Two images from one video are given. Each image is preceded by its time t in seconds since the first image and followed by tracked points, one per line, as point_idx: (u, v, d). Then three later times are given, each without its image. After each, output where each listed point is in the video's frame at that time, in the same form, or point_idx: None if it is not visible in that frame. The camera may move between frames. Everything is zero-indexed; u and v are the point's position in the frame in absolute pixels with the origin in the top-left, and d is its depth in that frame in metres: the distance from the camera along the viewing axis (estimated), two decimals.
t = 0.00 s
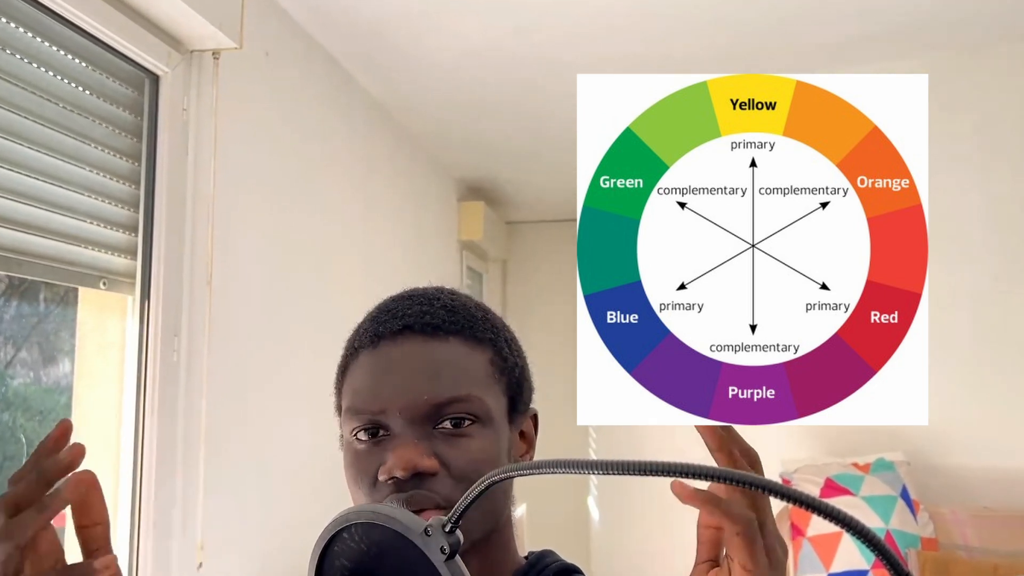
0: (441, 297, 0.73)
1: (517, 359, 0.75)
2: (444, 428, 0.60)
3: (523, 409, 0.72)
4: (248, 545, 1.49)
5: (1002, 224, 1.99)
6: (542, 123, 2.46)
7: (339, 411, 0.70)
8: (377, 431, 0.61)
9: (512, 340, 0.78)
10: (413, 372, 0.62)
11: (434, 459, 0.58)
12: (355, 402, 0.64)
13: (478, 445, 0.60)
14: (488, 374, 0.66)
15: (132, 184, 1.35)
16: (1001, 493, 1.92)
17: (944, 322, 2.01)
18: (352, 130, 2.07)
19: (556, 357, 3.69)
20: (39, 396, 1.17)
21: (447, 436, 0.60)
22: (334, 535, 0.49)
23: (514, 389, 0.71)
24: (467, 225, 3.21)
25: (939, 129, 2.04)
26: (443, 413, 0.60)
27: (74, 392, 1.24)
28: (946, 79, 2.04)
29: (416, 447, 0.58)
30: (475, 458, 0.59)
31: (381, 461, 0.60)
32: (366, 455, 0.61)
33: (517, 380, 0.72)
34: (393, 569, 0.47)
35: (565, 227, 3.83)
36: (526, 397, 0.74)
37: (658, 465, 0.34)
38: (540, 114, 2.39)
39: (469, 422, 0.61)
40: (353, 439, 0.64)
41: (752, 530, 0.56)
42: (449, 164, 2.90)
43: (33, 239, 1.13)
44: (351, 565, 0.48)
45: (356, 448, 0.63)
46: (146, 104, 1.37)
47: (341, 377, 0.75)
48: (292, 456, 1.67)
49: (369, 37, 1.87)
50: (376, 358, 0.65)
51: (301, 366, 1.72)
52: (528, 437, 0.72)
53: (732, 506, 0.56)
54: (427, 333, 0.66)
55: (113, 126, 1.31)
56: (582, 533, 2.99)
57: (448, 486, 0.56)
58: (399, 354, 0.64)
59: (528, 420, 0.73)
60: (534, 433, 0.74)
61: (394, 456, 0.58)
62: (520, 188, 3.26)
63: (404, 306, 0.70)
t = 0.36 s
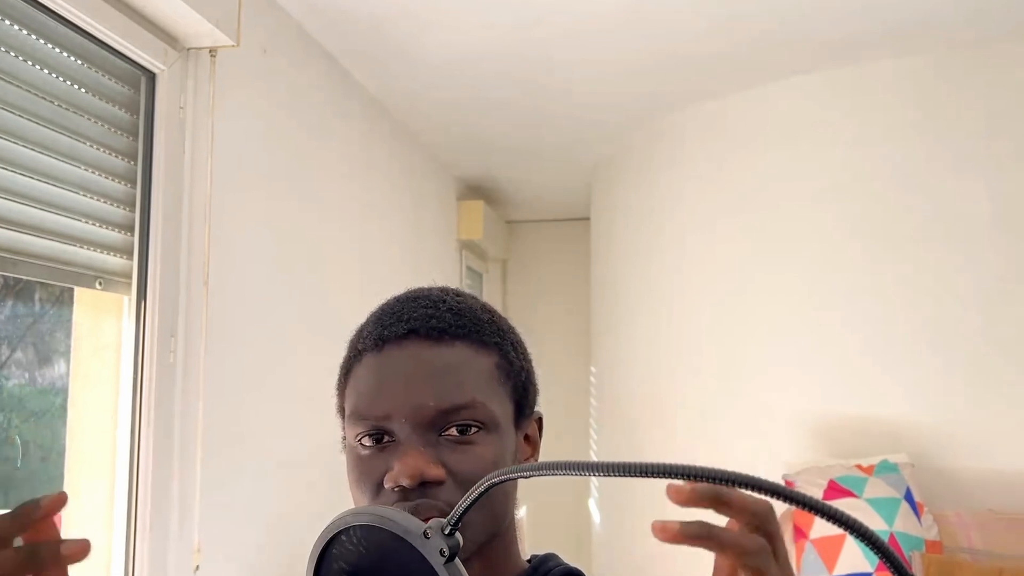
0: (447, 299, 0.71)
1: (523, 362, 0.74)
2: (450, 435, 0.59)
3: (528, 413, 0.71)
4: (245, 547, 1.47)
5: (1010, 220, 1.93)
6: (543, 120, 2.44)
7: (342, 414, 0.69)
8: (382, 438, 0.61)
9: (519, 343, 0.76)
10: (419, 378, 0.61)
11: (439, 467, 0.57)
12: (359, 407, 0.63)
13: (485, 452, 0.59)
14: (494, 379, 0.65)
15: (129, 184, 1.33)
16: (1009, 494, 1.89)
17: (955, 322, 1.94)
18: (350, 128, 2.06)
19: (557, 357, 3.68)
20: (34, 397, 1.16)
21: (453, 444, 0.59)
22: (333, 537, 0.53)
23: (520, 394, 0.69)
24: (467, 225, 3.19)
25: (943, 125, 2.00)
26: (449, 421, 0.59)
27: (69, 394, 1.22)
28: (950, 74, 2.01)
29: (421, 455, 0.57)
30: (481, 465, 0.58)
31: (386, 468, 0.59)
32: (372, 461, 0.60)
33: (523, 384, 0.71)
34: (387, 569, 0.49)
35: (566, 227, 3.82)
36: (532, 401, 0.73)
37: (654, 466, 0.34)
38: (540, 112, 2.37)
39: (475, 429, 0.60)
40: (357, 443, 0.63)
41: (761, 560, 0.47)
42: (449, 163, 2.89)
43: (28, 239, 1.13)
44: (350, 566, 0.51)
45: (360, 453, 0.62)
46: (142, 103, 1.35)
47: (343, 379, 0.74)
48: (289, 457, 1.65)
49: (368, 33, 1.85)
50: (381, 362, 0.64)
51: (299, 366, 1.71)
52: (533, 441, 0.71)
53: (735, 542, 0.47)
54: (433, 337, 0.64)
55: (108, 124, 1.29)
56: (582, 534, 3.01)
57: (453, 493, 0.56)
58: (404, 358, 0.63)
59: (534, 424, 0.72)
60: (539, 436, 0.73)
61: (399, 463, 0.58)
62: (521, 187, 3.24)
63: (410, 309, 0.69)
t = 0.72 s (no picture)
0: (455, 302, 0.70)
1: (529, 366, 0.73)
2: (456, 445, 0.59)
3: (533, 418, 0.70)
4: (243, 549, 1.46)
5: (1013, 219, 1.92)
6: (542, 118, 2.42)
7: (345, 415, 0.68)
8: (388, 444, 0.60)
9: (525, 345, 0.75)
10: (427, 386, 0.60)
11: (445, 477, 0.56)
12: (365, 412, 0.63)
13: (492, 464, 0.59)
14: (502, 387, 0.64)
15: (125, 183, 1.32)
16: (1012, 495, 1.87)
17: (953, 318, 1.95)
18: (349, 127, 2.05)
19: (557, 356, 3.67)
20: (29, 398, 1.15)
21: (459, 454, 0.58)
22: (330, 540, 0.52)
23: (526, 400, 0.69)
24: (467, 225, 3.17)
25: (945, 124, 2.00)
26: (456, 430, 0.59)
27: (65, 394, 1.21)
28: (952, 72, 2.00)
29: (428, 465, 0.57)
30: (487, 476, 0.58)
31: (393, 478, 0.58)
32: (378, 469, 0.59)
33: (529, 388, 0.70)
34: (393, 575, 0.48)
35: (567, 227, 3.81)
36: (537, 404, 0.72)
37: (656, 468, 0.33)
38: (539, 110, 2.36)
39: (483, 439, 0.60)
40: (362, 449, 0.62)
41: (738, 558, 0.52)
42: (449, 161, 2.87)
43: (22, 238, 1.11)
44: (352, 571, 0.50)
45: (365, 459, 0.61)
46: (138, 101, 1.34)
47: (346, 378, 0.72)
48: (287, 456, 1.64)
49: (367, 30, 1.83)
50: (388, 367, 0.63)
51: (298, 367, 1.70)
52: (536, 445, 0.71)
53: (713, 533, 0.52)
54: (442, 344, 0.63)
55: (105, 123, 1.28)
56: (583, 537, 2.99)
57: (459, 504, 0.55)
58: (412, 365, 0.62)
59: (539, 428, 0.71)
60: (542, 439, 0.72)
61: (405, 473, 0.57)
62: (521, 186, 3.23)
63: (417, 312, 0.67)
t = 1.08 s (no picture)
0: (467, 300, 0.85)
1: (527, 353, 0.88)
2: (467, 414, 0.72)
3: (529, 397, 0.85)
4: (284, 513, 1.73)
5: (951, 236, 2.20)
6: (542, 142, 2.70)
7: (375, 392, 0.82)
8: (411, 414, 0.73)
9: (523, 338, 0.90)
10: (444, 366, 0.73)
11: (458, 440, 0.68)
12: (393, 388, 0.76)
13: (495, 429, 0.72)
14: (504, 369, 0.78)
15: (193, 202, 1.58)
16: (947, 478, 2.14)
17: (896, 320, 2.24)
18: (371, 152, 2.32)
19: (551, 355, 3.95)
20: (115, 378, 1.37)
21: (469, 421, 0.71)
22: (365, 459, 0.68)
23: (524, 381, 0.84)
24: (472, 236, 3.45)
25: (894, 151, 2.27)
26: (467, 402, 0.72)
27: (143, 375, 1.45)
28: (901, 106, 2.28)
29: (444, 429, 0.69)
30: (491, 439, 0.71)
31: (414, 441, 0.70)
32: (403, 434, 0.72)
33: (526, 372, 0.85)
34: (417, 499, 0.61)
35: (565, 239, 4.09)
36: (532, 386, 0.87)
37: (633, 435, 0.33)
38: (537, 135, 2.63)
39: (488, 410, 0.73)
40: (390, 418, 0.75)
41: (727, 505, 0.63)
42: (457, 179, 3.15)
43: (110, 246, 1.34)
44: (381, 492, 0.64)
45: (392, 426, 0.74)
46: (204, 134, 1.62)
47: (377, 362, 0.88)
48: (319, 440, 1.92)
49: (391, 74, 2.11)
50: (412, 351, 0.77)
51: (329, 364, 1.97)
52: (532, 417, 0.86)
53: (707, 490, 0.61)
54: (456, 333, 0.77)
55: (179, 152, 1.55)
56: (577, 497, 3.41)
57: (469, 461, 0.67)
58: (432, 349, 0.76)
59: (534, 403, 0.87)
60: (535, 414, 0.87)
61: (424, 437, 0.68)
62: (522, 200, 3.51)
63: (435, 308, 0.82)
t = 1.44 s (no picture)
0: (467, 299, 0.85)
1: (528, 353, 0.88)
2: (464, 412, 0.71)
3: (529, 396, 0.84)
4: (283, 514, 1.73)
5: (950, 236, 2.20)
6: (541, 142, 2.70)
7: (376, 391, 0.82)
8: (409, 411, 0.73)
9: (524, 338, 0.90)
10: (443, 364, 0.73)
11: (455, 438, 0.68)
12: (392, 385, 0.76)
13: (493, 427, 0.72)
14: (503, 368, 0.78)
15: (193, 202, 1.58)
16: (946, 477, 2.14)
17: (896, 320, 2.23)
18: (372, 152, 2.32)
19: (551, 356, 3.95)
20: (115, 378, 1.37)
21: (466, 420, 0.71)
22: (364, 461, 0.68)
23: (524, 381, 0.83)
24: (472, 236, 3.45)
25: (894, 151, 2.27)
26: (464, 400, 0.72)
27: (144, 375, 1.45)
28: (901, 106, 2.28)
29: (441, 427, 0.69)
30: (488, 438, 0.70)
31: (412, 439, 0.70)
32: (401, 432, 0.72)
33: (526, 372, 0.85)
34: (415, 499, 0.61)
35: (565, 239, 4.09)
36: (533, 385, 0.86)
37: (632, 435, 0.33)
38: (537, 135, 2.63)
39: (486, 408, 0.73)
40: (389, 416, 0.75)
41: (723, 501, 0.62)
42: (457, 179, 3.15)
43: (110, 246, 1.34)
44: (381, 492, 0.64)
45: (391, 424, 0.74)
46: (204, 134, 1.62)
47: (378, 362, 0.88)
48: (319, 439, 1.92)
49: (391, 74, 2.11)
50: (411, 349, 0.77)
51: (329, 364, 1.97)
52: (532, 417, 0.86)
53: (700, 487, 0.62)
54: (454, 332, 0.77)
55: (179, 152, 1.55)
56: (577, 497, 3.41)
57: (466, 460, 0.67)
58: (431, 347, 0.76)
59: (535, 403, 0.86)
60: (536, 414, 0.87)
61: (421, 435, 0.68)
62: (522, 200, 3.51)
63: (435, 307, 0.82)
